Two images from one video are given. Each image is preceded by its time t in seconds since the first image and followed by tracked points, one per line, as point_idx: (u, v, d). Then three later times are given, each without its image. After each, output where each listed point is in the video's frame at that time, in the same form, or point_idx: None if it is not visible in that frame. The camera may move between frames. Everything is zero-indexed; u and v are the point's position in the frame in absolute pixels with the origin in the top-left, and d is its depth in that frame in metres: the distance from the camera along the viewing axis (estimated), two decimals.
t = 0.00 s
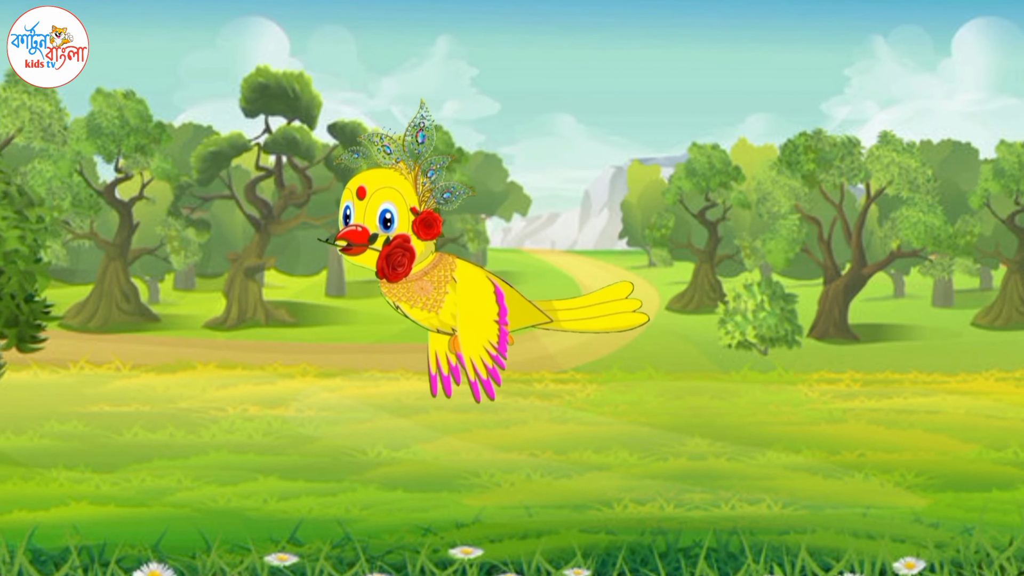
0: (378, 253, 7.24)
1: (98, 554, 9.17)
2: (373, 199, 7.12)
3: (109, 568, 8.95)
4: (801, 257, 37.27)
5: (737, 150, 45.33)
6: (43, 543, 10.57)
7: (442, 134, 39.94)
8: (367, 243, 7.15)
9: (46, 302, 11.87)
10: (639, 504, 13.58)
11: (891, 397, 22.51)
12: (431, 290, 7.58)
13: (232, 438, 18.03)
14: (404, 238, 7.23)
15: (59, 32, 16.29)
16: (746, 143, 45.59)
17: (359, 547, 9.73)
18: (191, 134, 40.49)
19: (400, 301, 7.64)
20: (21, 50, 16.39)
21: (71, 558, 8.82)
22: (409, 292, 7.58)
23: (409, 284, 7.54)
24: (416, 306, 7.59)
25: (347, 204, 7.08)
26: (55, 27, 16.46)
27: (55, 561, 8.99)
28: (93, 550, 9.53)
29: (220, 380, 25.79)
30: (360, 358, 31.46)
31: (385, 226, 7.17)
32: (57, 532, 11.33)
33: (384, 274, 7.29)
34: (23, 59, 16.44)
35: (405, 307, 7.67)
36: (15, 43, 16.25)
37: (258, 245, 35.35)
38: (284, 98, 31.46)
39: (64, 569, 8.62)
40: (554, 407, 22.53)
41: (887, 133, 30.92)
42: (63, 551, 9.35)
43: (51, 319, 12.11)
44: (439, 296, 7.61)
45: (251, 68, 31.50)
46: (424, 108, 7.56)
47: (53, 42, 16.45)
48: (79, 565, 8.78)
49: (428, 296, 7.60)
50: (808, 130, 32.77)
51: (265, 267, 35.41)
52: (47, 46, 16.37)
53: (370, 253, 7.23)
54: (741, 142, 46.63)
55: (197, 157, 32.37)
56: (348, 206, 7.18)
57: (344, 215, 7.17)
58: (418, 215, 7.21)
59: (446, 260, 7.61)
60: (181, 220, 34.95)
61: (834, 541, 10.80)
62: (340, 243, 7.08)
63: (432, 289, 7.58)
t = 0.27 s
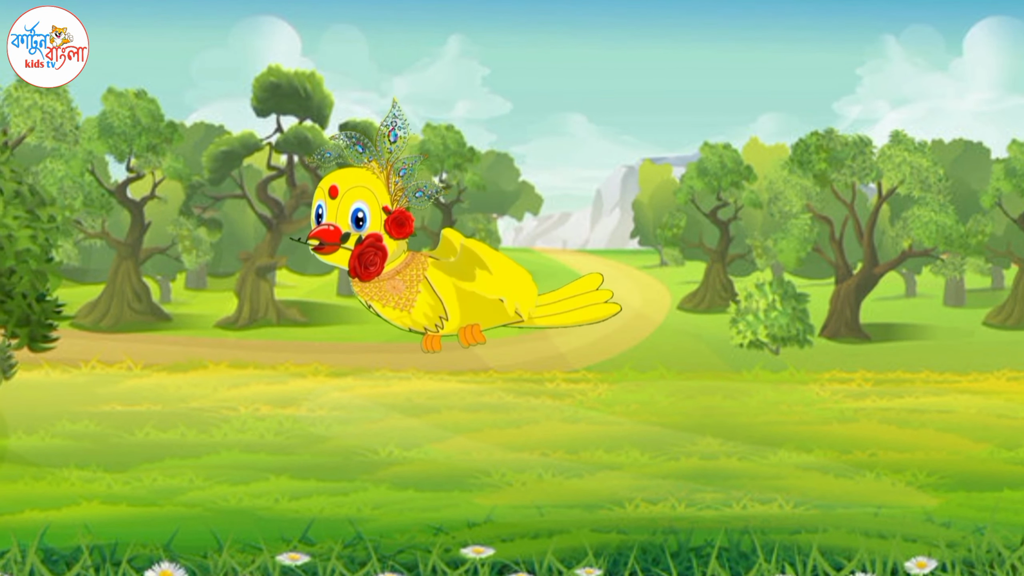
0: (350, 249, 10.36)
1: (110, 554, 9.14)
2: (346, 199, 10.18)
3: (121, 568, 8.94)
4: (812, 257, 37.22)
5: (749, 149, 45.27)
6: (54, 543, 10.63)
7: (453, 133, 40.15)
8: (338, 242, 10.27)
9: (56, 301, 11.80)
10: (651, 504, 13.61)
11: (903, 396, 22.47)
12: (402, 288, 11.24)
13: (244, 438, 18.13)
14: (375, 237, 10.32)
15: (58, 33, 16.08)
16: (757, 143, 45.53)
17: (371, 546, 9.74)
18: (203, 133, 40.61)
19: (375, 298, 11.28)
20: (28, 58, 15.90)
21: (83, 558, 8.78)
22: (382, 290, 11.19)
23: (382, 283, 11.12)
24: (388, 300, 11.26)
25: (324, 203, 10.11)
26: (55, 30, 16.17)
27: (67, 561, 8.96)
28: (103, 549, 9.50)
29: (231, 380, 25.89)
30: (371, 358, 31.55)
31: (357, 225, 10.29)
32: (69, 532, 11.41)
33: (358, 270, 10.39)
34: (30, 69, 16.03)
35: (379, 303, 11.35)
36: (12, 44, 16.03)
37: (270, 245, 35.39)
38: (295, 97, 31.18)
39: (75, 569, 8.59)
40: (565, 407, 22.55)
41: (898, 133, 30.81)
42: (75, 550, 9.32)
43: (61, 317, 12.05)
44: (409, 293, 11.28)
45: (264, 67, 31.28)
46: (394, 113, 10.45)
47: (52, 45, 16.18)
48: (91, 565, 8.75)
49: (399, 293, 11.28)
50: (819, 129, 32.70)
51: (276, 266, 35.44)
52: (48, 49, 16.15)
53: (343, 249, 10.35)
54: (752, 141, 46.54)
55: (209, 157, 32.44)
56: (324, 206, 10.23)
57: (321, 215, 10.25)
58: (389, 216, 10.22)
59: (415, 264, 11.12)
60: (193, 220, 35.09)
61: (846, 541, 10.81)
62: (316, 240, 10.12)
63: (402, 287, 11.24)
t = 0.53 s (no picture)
0: (323, 248, 10.87)
1: (122, 553, 9.16)
2: (318, 199, 10.74)
3: (133, 567, 8.97)
4: (824, 257, 37.17)
5: (760, 149, 45.21)
6: (67, 542, 10.73)
7: (464, 133, 40.08)
8: (311, 240, 10.80)
9: (69, 301, 11.71)
10: (663, 503, 13.64)
11: (914, 396, 22.43)
12: (374, 287, 11.60)
13: (255, 438, 18.21)
14: (346, 236, 10.69)
15: (60, 33, 15.24)
16: (769, 142, 45.43)
17: (382, 545, 9.76)
18: (214, 132, 40.71)
19: (346, 298, 11.59)
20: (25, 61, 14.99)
21: (95, 557, 8.82)
22: (353, 291, 11.56)
23: (354, 283, 11.50)
24: (359, 300, 11.60)
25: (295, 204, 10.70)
26: (55, 29, 15.30)
27: (79, 560, 9.00)
28: (115, 549, 9.52)
29: (242, 380, 25.99)
30: (383, 357, 31.65)
31: (328, 224, 10.81)
32: (81, 531, 11.51)
33: (329, 270, 10.79)
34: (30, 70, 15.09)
35: (350, 303, 11.66)
36: (11, 44, 15.10)
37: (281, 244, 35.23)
38: (306, 97, 31.22)
39: (87, 569, 8.64)
40: (577, 406, 22.58)
41: (910, 132, 30.70)
42: (86, 549, 9.35)
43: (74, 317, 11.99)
44: (382, 292, 11.66)
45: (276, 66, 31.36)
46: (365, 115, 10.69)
47: (52, 45, 15.24)
48: (103, 564, 8.79)
49: (371, 293, 11.65)
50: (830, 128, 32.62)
51: (288, 266, 35.28)
52: (47, 49, 15.22)
53: (316, 249, 10.90)
54: (764, 140, 46.43)
55: (220, 156, 32.40)
56: (297, 206, 10.82)
57: (294, 214, 10.82)
58: (359, 216, 10.59)
59: (387, 262, 11.33)
60: (204, 219, 35.21)
61: (858, 541, 10.82)
62: (286, 241, 10.63)
63: (375, 286, 11.59)
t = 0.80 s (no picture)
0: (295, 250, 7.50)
1: (133, 553, 9.17)
2: (289, 197, 7.40)
3: (145, 566, 8.98)
4: (835, 256, 37.16)
5: (771, 148, 45.24)
6: (80, 541, 10.83)
7: (476, 133, 40.18)
8: (283, 240, 7.47)
9: (80, 301, 11.67)
10: (674, 503, 13.69)
11: (926, 395, 22.43)
12: (346, 288, 7.74)
13: (267, 437, 18.32)
14: (320, 236, 7.48)
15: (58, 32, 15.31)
16: (781, 141, 45.43)
17: (393, 545, 9.80)
18: (225, 132, 40.87)
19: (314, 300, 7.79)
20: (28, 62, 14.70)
21: (107, 556, 8.80)
22: (323, 290, 7.74)
23: (323, 282, 7.71)
24: (331, 304, 7.74)
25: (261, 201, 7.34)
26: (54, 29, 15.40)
27: (92, 559, 9.01)
28: (127, 548, 9.53)
29: (254, 379, 26.13)
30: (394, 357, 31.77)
31: (301, 222, 7.45)
32: (92, 530, 11.61)
33: (302, 272, 7.53)
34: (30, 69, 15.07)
35: (321, 305, 7.83)
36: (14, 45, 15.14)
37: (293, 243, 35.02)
38: (317, 96, 31.22)
39: (99, 569, 8.63)
40: (588, 406, 22.64)
41: (921, 132, 30.71)
42: (98, 549, 9.34)
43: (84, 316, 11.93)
44: (354, 293, 7.76)
45: (288, 66, 31.38)
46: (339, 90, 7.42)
47: (53, 45, 15.35)
48: (115, 563, 8.76)
49: (344, 293, 7.76)
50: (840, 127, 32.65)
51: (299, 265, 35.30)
52: (49, 49, 15.28)
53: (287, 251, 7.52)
54: (776, 140, 46.42)
55: (232, 156, 32.31)
56: (265, 203, 7.47)
57: (262, 212, 7.47)
58: (334, 213, 7.43)
59: (362, 257, 7.72)
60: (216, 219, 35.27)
61: (869, 540, 10.86)
62: (255, 241, 7.40)
63: (348, 286, 7.74)
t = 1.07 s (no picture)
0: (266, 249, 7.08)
1: (145, 552, 9.19)
2: (260, 195, 6.95)
3: (157, 566, 8.99)
4: (847, 255, 37.09)
5: (783, 147, 45.17)
6: (91, 541, 10.91)
7: (487, 132, 40.26)
8: (256, 239, 7.01)
9: (92, 301, 11.82)
10: (686, 502, 13.74)
11: (938, 394, 22.42)
12: (321, 286, 7.43)
13: (279, 436, 18.42)
14: (293, 235, 7.08)
15: (56, 32, 14.69)
16: (792, 140, 45.36)
17: (404, 544, 9.82)
18: (237, 130, 40.96)
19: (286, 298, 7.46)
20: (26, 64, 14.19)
21: (119, 556, 8.82)
22: (297, 288, 7.42)
23: (296, 280, 7.38)
24: (304, 303, 7.44)
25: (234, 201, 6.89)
26: (54, 29, 14.73)
27: (104, 559, 9.03)
28: (139, 547, 9.55)
29: (266, 378, 26.27)
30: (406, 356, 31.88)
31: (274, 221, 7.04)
32: (104, 529, 11.71)
33: (274, 270, 7.12)
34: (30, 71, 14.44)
35: (293, 302, 7.49)
36: (14, 44, 14.66)
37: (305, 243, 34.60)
38: (329, 95, 31.33)
39: (112, 568, 8.65)
40: (600, 405, 22.69)
41: (933, 131, 30.59)
42: (110, 548, 9.37)
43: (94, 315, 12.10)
44: (329, 292, 7.47)
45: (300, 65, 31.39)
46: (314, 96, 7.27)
47: (51, 44, 14.72)
48: (126, 562, 8.77)
49: (317, 292, 7.45)
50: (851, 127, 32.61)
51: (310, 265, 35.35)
52: (46, 48, 14.71)
53: (258, 250, 7.08)
54: (787, 139, 46.35)
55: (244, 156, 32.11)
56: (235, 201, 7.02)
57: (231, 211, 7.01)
58: (308, 211, 7.07)
59: (336, 256, 7.38)
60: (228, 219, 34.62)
61: (881, 540, 10.88)
62: (227, 240, 6.93)
63: (322, 285, 7.43)
